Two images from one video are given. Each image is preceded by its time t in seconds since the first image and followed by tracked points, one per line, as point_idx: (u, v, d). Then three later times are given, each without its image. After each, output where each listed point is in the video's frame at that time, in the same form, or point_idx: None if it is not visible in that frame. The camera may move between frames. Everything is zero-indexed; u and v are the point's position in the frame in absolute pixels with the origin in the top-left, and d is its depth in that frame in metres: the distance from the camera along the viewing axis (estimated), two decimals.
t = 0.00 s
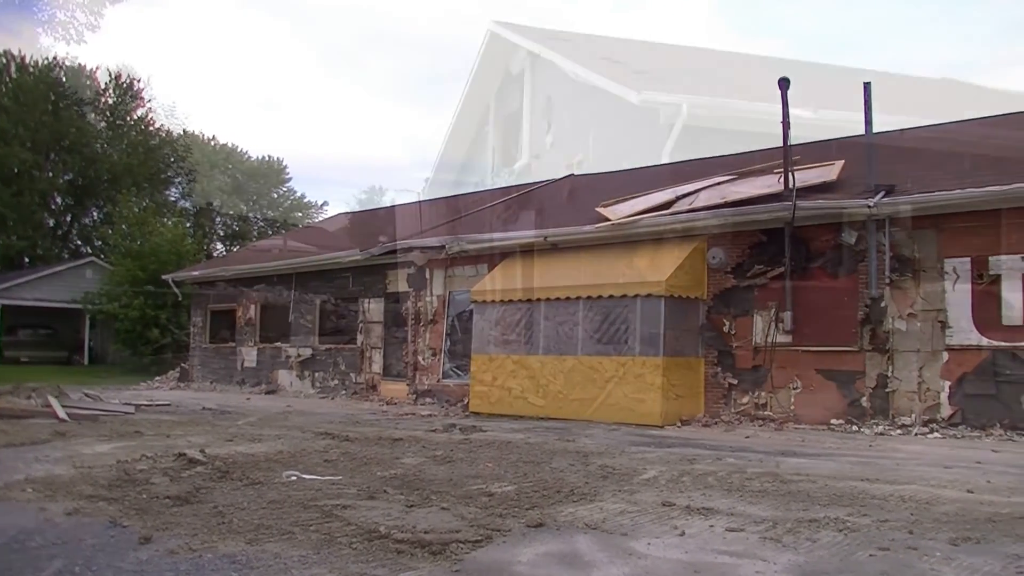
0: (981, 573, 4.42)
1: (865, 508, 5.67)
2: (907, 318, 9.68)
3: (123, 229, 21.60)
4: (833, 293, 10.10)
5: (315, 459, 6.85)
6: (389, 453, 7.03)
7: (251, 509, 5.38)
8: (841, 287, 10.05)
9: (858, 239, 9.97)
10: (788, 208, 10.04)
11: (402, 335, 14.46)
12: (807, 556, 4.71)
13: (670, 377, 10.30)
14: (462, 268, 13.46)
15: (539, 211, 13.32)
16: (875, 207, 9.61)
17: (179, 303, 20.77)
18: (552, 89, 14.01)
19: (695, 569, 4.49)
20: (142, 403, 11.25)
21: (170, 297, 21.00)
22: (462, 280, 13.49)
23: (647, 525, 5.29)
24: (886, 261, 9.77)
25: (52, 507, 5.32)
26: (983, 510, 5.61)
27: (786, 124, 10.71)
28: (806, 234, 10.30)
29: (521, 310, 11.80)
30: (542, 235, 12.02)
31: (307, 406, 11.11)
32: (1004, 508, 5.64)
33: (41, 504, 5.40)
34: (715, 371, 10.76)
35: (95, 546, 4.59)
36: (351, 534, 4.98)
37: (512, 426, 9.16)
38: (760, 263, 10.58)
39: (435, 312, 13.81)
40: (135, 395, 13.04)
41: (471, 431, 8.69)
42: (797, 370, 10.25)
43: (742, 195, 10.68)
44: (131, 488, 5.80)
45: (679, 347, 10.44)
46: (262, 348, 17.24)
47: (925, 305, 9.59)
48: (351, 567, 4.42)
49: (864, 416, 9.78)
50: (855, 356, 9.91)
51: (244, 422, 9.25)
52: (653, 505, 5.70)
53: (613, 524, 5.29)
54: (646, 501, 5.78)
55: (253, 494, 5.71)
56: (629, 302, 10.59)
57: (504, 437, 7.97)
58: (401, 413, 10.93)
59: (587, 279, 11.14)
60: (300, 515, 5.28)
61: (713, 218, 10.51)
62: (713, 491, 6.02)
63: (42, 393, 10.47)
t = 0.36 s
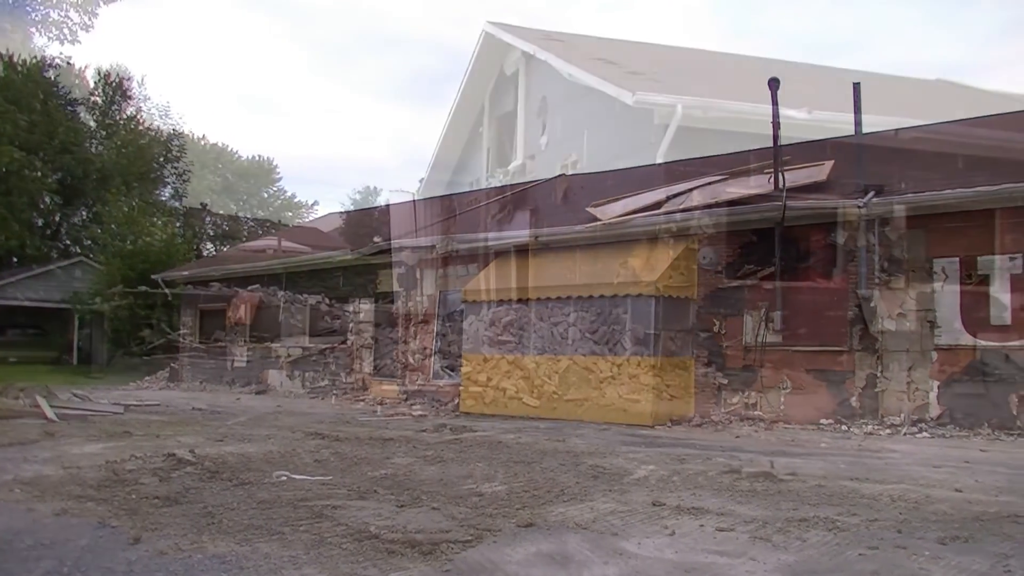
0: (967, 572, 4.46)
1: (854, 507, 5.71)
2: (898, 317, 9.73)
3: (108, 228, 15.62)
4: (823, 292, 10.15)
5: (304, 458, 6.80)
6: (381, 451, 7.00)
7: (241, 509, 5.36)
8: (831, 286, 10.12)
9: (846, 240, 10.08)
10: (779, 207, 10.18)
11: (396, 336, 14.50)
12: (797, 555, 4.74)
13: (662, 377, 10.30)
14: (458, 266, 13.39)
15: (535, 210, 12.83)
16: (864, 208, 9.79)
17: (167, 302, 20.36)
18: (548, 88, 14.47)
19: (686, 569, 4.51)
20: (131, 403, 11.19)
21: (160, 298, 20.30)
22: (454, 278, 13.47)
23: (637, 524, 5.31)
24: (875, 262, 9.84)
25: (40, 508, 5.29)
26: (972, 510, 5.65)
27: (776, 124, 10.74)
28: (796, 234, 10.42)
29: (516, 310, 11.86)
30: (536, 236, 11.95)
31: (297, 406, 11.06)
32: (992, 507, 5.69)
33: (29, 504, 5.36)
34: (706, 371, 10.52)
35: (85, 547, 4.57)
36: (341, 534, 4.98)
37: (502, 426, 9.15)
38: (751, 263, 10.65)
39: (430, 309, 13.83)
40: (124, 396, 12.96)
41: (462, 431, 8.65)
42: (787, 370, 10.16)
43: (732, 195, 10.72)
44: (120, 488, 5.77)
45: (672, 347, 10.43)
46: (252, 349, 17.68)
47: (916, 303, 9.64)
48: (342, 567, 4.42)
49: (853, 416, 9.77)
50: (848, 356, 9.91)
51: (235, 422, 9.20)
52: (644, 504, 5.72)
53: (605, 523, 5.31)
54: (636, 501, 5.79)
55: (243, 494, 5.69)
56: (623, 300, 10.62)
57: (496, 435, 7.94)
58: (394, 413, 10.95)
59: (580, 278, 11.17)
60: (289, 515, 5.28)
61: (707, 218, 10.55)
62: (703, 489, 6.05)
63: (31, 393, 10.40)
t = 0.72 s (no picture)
0: (960, 572, 4.50)
1: (848, 506, 5.74)
2: (892, 317, 10.42)
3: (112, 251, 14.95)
4: (816, 294, 10.56)
5: (298, 458, 6.77)
6: (376, 451, 6.97)
7: (235, 509, 5.36)
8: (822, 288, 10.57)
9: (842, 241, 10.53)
10: (773, 209, 9.91)
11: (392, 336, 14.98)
12: (791, 556, 4.76)
13: (656, 377, 10.30)
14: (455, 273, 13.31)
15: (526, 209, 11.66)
16: (860, 206, 9.83)
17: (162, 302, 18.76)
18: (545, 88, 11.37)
19: (680, 569, 4.53)
20: (125, 403, 11.16)
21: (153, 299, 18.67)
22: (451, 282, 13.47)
23: (632, 524, 5.32)
24: (869, 262, 10.52)
25: (33, 509, 5.27)
26: (965, 509, 5.67)
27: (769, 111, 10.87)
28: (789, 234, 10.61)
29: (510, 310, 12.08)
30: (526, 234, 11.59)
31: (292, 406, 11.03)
32: (985, 507, 5.71)
33: (21, 505, 5.34)
34: (701, 371, 10.39)
35: (78, 547, 4.57)
36: (335, 535, 4.99)
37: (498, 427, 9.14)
38: (745, 264, 10.64)
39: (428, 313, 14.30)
40: (118, 396, 12.93)
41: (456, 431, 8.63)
42: (782, 370, 10.40)
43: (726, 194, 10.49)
44: (114, 488, 5.75)
45: (667, 349, 10.35)
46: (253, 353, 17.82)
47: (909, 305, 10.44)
48: (337, 567, 4.43)
49: (848, 415, 10.13)
50: (841, 357, 10.47)
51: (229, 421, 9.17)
52: (639, 504, 5.73)
53: (599, 523, 5.32)
54: (630, 500, 5.80)
55: (237, 495, 5.69)
56: (619, 301, 10.73)
57: (490, 435, 7.92)
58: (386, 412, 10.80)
59: (574, 278, 11.25)
60: (283, 515, 5.28)
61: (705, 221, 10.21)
62: (698, 489, 6.05)
63: (24, 394, 10.37)
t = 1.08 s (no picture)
0: (954, 572, 4.51)
1: (844, 506, 5.76)
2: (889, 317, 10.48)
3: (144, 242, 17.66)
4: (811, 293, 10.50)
5: (293, 458, 6.75)
6: (369, 452, 6.97)
7: (230, 510, 5.37)
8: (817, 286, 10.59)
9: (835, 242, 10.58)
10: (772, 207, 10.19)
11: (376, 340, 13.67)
12: (786, 556, 4.78)
13: (650, 376, 10.24)
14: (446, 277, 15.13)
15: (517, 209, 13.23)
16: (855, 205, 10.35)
17: (154, 305, 17.94)
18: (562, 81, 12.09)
19: (675, 569, 4.54)
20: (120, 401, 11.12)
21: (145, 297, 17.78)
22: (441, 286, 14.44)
23: (628, 524, 5.33)
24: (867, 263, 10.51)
25: (27, 509, 5.27)
26: (959, 510, 5.68)
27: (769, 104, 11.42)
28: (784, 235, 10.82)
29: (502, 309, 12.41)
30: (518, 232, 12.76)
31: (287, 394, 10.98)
32: (979, 506, 5.73)
33: (15, 505, 5.34)
34: (696, 373, 10.29)
35: (73, 547, 4.57)
36: (331, 535, 5.00)
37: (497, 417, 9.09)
38: (741, 263, 10.62)
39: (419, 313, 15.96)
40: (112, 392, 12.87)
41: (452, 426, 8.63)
42: (776, 371, 10.13)
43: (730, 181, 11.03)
44: (108, 489, 5.75)
45: (661, 348, 10.39)
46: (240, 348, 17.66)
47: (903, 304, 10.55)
48: (334, 568, 4.44)
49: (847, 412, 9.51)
50: (837, 359, 10.36)
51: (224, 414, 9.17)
52: (635, 505, 5.74)
53: (595, 524, 5.32)
54: (626, 500, 5.81)
55: (233, 495, 5.69)
56: (615, 300, 10.96)
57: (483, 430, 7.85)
58: (373, 408, 9.74)
59: (569, 277, 11.62)
60: (279, 515, 5.28)
61: (701, 222, 10.38)
62: (693, 489, 6.06)
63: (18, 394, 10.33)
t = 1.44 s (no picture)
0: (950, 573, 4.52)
1: (841, 506, 5.78)
2: (883, 317, 10.96)
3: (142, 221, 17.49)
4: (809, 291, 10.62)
5: (292, 458, 6.82)
6: (368, 451, 7.02)
7: (230, 511, 5.43)
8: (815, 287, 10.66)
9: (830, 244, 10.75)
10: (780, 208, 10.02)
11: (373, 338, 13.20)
12: (781, 556, 4.80)
13: (647, 376, 9.99)
14: (450, 271, 17.48)
15: (518, 209, 13.80)
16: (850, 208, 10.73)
17: (152, 305, 19.29)
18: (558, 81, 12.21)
19: (671, 570, 4.57)
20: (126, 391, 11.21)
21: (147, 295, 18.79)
22: (448, 281, 17.62)
23: (625, 524, 5.36)
24: (864, 265, 10.86)
25: (28, 509, 5.34)
26: (957, 510, 5.69)
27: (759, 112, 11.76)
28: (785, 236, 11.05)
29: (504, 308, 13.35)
30: (521, 235, 13.67)
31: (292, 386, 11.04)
32: (977, 506, 5.75)
33: (16, 505, 5.42)
34: (695, 373, 10.17)
35: (71, 549, 4.64)
36: (329, 535, 5.06)
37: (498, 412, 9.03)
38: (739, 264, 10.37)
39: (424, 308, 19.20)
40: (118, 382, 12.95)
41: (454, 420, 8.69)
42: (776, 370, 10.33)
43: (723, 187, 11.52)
44: (108, 489, 5.81)
45: (659, 349, 10.13)
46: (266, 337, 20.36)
47: (899, 306, 11.05)
48: (330, 568, 4.48)
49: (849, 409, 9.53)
50: (835, 359, 10.73)
51: (227, 409, 9.24)
52: (632, 504, 5.77)
53: (592, 524, 5.35)
54: (623, 500, 5.85)
55: (233, 495, 5.76)
56: (612, 300, 10.89)
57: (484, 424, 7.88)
58: (369, 408, 8.71)
59: (568, 277, 12.05)
60: (277, 517, 5.34)
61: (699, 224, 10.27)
62: (690, 489, 6.09)
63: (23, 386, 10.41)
